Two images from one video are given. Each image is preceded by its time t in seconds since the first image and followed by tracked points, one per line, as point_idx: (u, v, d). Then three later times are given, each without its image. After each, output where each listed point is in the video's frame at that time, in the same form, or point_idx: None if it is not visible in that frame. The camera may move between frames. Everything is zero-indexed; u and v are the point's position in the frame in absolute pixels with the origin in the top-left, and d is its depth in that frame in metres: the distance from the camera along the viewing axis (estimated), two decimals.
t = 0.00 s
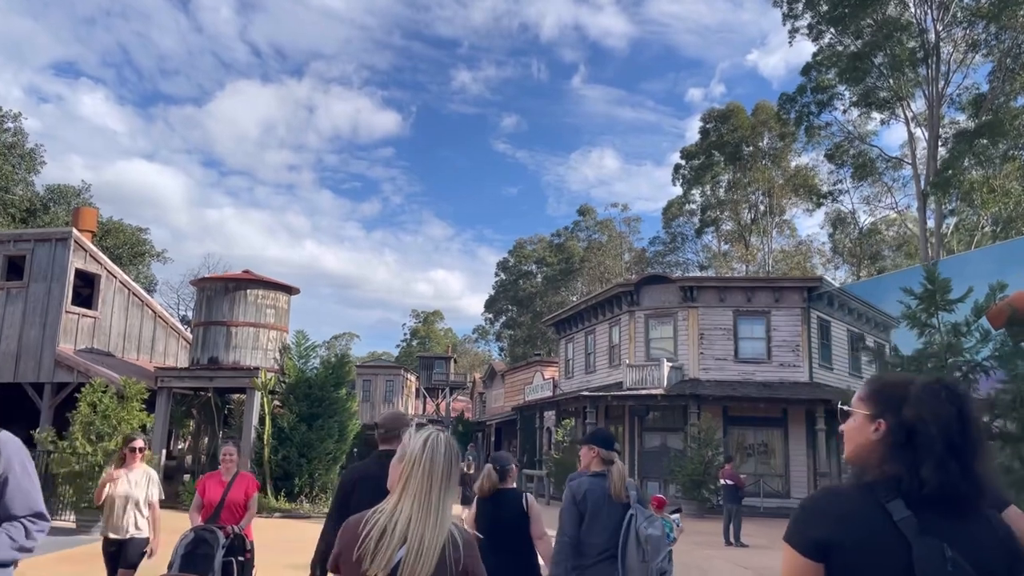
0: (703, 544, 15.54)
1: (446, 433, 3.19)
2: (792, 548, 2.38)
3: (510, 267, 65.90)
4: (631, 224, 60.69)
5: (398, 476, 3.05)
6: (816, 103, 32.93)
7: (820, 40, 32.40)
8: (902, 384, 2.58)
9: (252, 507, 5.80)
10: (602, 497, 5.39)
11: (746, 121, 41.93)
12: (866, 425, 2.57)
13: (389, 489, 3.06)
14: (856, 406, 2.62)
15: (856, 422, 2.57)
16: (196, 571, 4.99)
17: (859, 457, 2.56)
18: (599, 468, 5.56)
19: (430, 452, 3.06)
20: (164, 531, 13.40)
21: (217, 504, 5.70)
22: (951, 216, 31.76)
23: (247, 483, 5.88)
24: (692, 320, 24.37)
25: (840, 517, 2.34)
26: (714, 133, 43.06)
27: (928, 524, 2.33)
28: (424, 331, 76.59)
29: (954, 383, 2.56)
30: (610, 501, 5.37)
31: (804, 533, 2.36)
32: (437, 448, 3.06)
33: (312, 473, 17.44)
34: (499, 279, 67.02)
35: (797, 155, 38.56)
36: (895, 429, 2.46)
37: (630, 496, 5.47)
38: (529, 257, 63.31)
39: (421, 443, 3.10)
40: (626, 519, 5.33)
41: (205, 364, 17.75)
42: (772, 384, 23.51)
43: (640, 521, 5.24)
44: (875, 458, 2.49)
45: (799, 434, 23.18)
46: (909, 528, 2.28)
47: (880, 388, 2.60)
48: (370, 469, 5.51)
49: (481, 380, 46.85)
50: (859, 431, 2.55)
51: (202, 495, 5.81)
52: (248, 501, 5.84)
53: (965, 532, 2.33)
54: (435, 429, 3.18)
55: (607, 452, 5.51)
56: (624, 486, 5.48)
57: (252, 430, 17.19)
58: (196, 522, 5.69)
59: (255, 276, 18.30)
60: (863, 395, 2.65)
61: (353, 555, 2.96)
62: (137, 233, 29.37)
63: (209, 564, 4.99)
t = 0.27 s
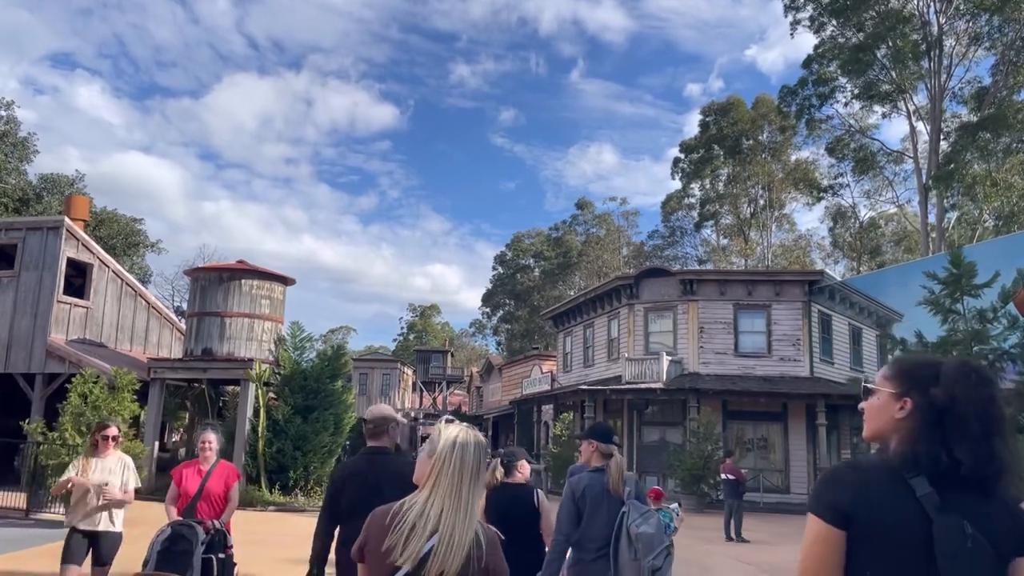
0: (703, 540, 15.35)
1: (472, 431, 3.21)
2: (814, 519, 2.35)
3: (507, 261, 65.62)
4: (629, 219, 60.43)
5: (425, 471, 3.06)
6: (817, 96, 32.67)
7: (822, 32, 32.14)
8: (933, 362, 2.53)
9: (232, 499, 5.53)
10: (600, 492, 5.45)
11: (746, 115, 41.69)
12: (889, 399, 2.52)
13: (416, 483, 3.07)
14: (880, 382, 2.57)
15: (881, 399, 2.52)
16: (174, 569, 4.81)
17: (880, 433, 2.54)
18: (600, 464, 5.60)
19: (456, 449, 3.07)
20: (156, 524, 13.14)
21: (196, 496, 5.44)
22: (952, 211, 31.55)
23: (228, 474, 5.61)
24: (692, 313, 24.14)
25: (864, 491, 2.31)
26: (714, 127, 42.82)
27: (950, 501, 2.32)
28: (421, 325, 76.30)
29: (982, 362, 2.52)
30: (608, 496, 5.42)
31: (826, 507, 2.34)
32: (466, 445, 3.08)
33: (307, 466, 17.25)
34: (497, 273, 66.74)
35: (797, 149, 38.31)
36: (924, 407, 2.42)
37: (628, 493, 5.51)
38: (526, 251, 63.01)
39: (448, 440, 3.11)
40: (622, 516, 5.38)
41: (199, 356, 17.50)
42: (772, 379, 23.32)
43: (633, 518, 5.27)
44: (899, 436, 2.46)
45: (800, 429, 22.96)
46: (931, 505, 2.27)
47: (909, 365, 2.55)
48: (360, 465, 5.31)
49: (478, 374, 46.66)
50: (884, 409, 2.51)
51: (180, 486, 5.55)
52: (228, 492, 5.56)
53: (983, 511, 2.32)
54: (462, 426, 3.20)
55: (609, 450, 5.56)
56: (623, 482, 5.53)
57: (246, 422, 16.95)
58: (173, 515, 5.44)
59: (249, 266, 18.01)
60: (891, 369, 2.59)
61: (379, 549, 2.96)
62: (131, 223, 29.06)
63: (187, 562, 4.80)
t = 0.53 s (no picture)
0: (704, 537, 15.13)
1: (480, 420, 3.43)
2: (837, 532, 2.31)
3: (504, 256, 65.35)
4: (627, 213, 60.14)
5: (439, 461, 3.27)
6: (818, 90, 32.44)
7: (823, 25, 31.91)
8: (925, 371, 2.60)
9: (211, 501, 5.28)
10: (602, 486, 5.40)
11: (745, 109, 41.43)
12: (889, 411, 2.56)
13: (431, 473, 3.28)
14: (880, 394, 2.62)
15: (883, 410, 2.56)
16: None
17: (883, 445, 2.58)
18: (603, 459, 5.49)
19: (468, 440, 3.28)
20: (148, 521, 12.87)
21: (173, 496, 5.20)
22: (953, 206, 31.37)
23: (208, 473, 5.35)
24: (691, 308, 23.89)
25: (884, 500, 2.31)
26: (714, 121, 42.57)
27: (963, 508, 2.34)
28: (417, 319, 75.98)
29: (972, 371, 2.61)
30: (609, 491, 5.37)
31: (846, 518, 2.32)
32: (478, 435, 3.31)
33: (301, 461, 16.95)
34: (493, 268, 66.47)
35: (797, 144, 38.05)
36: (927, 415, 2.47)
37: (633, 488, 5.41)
38: (523, 245, 62.75)
39: (460, 430, 3.33)
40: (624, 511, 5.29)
41: (192, 349, 17.23)
42: (772, 375, 23.13)
43: (637, 514, 5.12)
44: (905, 444, 2.50)
45: (800, 426, 22.75)
46: (949, 512, 2.29)
47: (906, 375, 2.62)
48: (351, 459, 5.03)
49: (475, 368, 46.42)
50: (885, 421, 2.55)
51: (156, 483, 5.27)
52: (206, 492, 5.30)
53: (995, 517, 2.36)
54: (472, 416, 3.42)
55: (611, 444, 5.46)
56: (628, 477, 5.41)
57: (239, 417, 16.75)
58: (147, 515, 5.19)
59: (244, 258, 17.73)
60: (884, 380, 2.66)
61: (399, 534, 3.17)
62: (124, 215, 28.71)
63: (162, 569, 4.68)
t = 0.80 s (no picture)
0: (704, 532, 14.97)
1: (471, 413, 3.45)
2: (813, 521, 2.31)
3: (502, 249, 65.11)
4: (625, 208, 59.90)
5: (432, 461, 3.32)
6: (819, 83, 32.26)
7: (824, 18, 31.69)
8: (905, 357, 2.55)
9: (193, 495, 5.05)
10: (611, 485, 5.21)
11: (745, 103, 41.18)
12: (869, 399, 2.54)
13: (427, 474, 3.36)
14: (861, 384, 2.59)
15: (863, 398, 2.53)
16: None
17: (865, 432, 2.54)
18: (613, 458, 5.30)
19: (459, 438, 3.33)
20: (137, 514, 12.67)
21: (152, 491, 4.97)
22: (954, 201, 31.19)
23: (190, 466, 5.12)
24: (691, 302, 23.73)
25: (858, 490, 2.28)
26: (713, 115, 42.33)
27: (947, 492, 2.28)
28: (415, 313, 75.85)
29: (953, 357, 2.54)
30: (618, 490, 5.17)
31: (821, 507, 2.30)
32: (468, 432, 3.34)
33: (298, 454, 16.77)
34: (491, 262, 66.25)
35: (798, 138, 37.83)
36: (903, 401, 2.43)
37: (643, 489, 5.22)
38: (521, 239, 62.53)
39: (450, 428, 3.36)
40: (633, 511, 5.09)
41: (186, 340, 16.99)
42: (773, 369, 22.96)
43: (645, 513, 4.91)
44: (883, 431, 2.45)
45: (800, 421, 22.60)
46: (927, 499, 2.24)
47: (886, 362, 2.57)
48: (361, 456, 5.04)
49: (472, 363, 46.23)
50: (864, 408, 2.52)
51: (134, 478, 5.02)
52: (190, 486, 5.08)
53: (980, 502, 2.27)
54: (462, 410, 3.44)
55: (622, 443, 5.31)
56: (637, 477, 5.22)
57: (235, 409, 16.51)
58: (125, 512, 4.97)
59: (239, 248, 17.47)
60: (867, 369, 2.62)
61: (405, 536, 3.32)
62: (119, 205, 28.41)
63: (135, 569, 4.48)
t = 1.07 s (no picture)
0: (707, 533, 14.68)
1: (472, 405, 3.23)
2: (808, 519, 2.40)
3: (499, 246, 64.76)
4: (623, 204, 59.58)
5: (430, 456, 3.11)
6: (820, 78, 31.98)
7: (827, 12, 31.39)
8: (908, 355, 2.57)
9: (170, 498, 4.75)
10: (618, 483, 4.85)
11: (746, 98, 40.87)
12: (870, 396, 2.59)
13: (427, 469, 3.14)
14: (863, 381, 2.62)
15: (864, 397, 2.58)
16: None
17: (866, 430, 2.59)
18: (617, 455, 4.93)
19: (459, 430, 3.10)
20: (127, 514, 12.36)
21: (124, 493, 4.67)
22: (956, 197, 30.97)
23: (167, 467, 4.83)
24: (692, 298, 23.42)
25: (852, 490, 2.34)
26: (713, 111, 42.02)
27: (939, 492, 2.33)
28: (411, 310, 75.44)
29: (955, 354, 2.55)
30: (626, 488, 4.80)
31: (817, 507, 2.38)
32: (467, 423, 3.11)
33: (292, 452, 16.48)
34: (488, 258, 65.88)
35: (798, 134, 37.53)
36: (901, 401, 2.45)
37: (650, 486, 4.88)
38: (518, 235, 62.18)
39: (449, 421, 3.15)
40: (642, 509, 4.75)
41: (178, 336, 16.64)
42: (774, 366, 22.70)
43: (655, 507, 4.69)
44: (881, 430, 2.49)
45: (801, 419, 22.31)
46: (919, 499, 2.29)
47: (888, 362, 2.59)
48: (362, 453, 4.91)
49: (469, 359, 45.90)
50: (866, 407, 2.57)
51: (105, 480, 4.75)
52: (166, 489, 4.78)
53: (970, 501, 2.33)
54: (461, 402, 3.23)
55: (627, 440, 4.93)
56: (644, 473, 4.87)
57: (228, 406, 16.18)
58: (96, 517, 4.67)
59: (233, 242, 17.11)
60: (871, 367, 2.65)
61: (405, 536, 3.09)
62: (112, 199, 27.98)
63: None
